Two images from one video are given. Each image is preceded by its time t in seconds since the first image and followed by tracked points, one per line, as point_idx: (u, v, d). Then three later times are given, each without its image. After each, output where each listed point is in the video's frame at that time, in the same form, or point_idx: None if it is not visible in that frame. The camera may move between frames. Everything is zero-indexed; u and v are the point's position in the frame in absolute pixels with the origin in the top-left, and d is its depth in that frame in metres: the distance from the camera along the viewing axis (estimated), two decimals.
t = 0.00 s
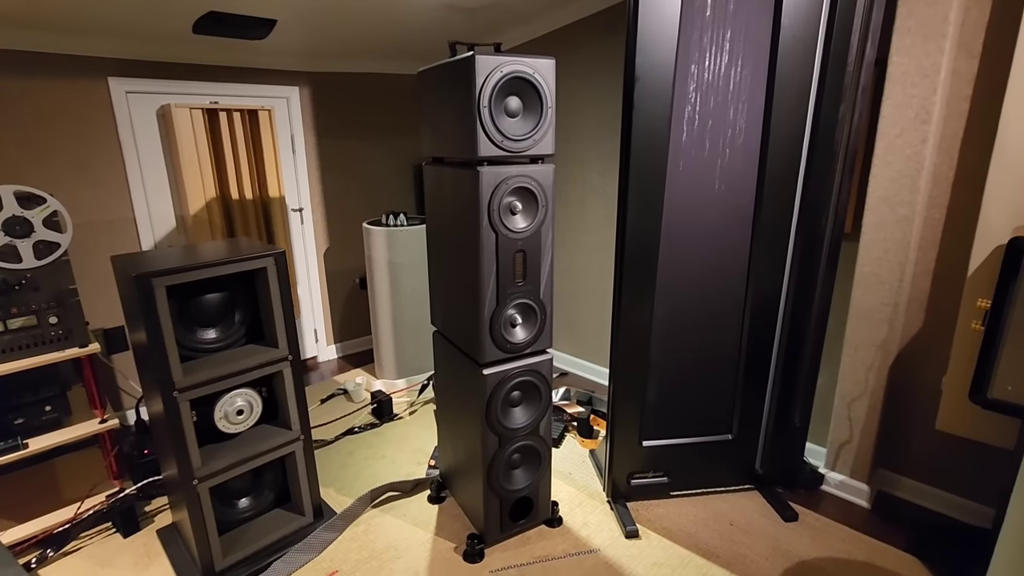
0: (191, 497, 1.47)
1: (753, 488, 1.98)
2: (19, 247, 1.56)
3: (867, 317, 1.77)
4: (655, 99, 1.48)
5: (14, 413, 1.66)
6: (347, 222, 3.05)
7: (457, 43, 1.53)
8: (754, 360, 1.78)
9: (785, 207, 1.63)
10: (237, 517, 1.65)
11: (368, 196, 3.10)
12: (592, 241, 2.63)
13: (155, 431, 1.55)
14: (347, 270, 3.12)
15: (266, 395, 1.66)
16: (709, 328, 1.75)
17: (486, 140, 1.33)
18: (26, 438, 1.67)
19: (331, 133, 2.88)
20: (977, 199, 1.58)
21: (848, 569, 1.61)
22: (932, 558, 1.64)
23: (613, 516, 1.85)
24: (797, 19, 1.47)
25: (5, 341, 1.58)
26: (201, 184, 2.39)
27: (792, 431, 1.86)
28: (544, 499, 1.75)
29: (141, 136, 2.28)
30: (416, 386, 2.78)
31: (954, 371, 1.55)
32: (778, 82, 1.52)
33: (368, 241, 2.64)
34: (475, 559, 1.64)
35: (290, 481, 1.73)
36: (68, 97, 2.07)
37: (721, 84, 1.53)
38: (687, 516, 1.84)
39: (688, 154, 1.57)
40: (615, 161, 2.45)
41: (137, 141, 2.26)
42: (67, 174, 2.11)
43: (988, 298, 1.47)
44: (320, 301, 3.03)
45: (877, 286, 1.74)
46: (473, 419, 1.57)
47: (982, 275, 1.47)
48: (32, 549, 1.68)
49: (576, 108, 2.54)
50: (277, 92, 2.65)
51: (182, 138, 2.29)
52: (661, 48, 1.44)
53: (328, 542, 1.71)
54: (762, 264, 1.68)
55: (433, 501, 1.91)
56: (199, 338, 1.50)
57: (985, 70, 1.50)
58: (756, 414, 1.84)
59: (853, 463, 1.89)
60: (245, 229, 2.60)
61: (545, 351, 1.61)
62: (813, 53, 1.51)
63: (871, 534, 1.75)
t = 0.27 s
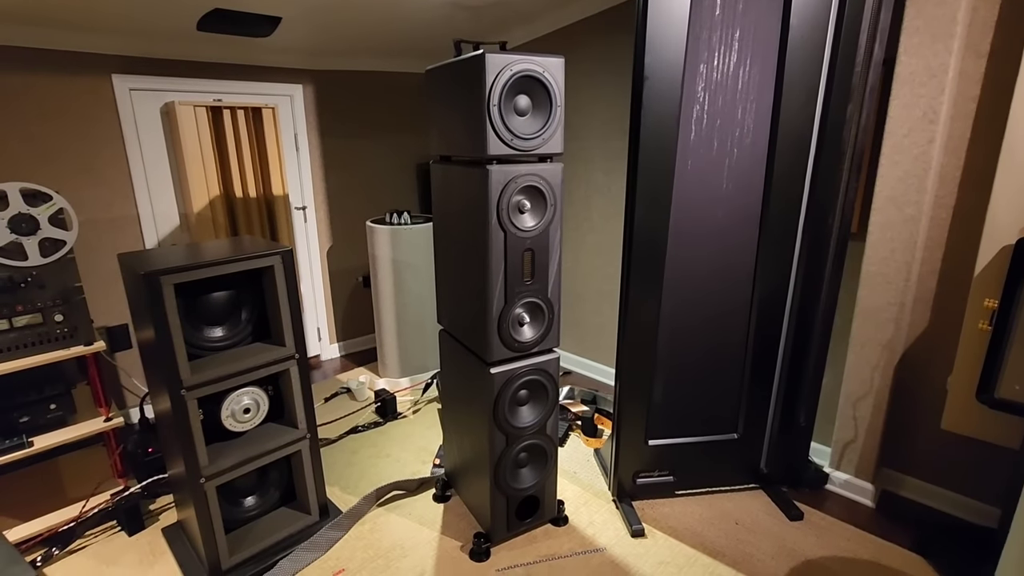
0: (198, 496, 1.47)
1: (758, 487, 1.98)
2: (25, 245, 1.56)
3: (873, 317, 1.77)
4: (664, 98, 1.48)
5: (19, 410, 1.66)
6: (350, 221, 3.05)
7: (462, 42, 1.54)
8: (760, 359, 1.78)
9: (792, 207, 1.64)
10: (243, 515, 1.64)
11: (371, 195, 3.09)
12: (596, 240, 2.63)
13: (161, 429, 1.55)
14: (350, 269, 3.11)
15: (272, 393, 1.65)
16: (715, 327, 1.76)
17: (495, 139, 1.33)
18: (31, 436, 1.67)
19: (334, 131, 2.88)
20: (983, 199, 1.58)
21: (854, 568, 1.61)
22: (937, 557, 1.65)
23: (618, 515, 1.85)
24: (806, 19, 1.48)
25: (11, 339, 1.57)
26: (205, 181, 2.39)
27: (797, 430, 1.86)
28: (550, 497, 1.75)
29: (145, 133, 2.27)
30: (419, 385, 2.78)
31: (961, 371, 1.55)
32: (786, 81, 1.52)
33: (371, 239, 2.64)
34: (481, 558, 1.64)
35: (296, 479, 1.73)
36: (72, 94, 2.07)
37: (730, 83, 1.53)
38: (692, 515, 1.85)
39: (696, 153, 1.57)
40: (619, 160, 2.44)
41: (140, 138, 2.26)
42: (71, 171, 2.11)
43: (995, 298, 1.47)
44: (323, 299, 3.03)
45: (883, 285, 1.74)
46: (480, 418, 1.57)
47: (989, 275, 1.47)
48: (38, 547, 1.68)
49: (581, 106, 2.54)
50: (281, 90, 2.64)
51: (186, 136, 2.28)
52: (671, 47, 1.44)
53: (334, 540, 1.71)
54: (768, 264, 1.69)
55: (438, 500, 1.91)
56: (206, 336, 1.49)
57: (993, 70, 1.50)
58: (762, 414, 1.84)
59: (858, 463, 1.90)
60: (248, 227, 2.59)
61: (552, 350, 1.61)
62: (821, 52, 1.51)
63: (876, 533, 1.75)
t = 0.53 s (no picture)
0: (195, 496, 1.45)
1: (757, 488, 1.98)
2: (19, 242, 1.54)
3: (873, 317, 1.77)
4: (666, 96, 1.47)
5: (14, 410, 1.64)
6: (347, 220, 3.03)
7: (462, 39, 1.54)
8: (760, 359, 1.78)
9: (793, 206, 1.63)
10: (240, 516, 1.63)
11: (369, 193, 3.07)
12: (595, 239, 2.62)
13: (157, 429, 1.53)
14: (347, 268, 3.10)
15: (270, 393, 1.64)
16: (716, 327, 1.75)
17: (497, 137, 1.31)
18: (25, 435, 1.65)
19: (332, 129, 2.86)
20: (984, 199, 1.58)
21: (854, 569, 1.61)
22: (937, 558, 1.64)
23: (618, 515, 1.84)
24: (809, 18, 1.47)
25: (4, 337, 1.56)
26: (202, 179, 2.36)
27: (797, 430, 1.86)
28: (550, 498, 1.74)
29: (141, 130, 2.24)
30: (417, 384, 2.77)
31: (961, 372, 1.55)
32: (788, 81, 1.52)
33: (370, 238, 2.62)
34: (481, 559, 1.63)
35: (293, 479, 1.72)
36: (67, 90, 2.04)
37: (732, 82, 1.52)
38: (692, 515, 1.84)
39: (697, 152, 1.56)
40: (619, 159, 2.43)
41: (137, 135, 2.23)
42: (66, 168, 2.09)
43: (996, 298, 1.47)
44: (320, 298, 3.01)
45: (884, 286, 1.74)
46: (480, 418, 1.56)
47: (991, 275, 1.47)
48: (32, 548, 1.67)
49: (581, 105, 2.52)
50: (279, 87, 2.62)
51: (183, 133, 2.26)
52: (673, 46, 1.43)
53: (332, 541, 1.70)
54: (769, 264, 1.68)
55: (437, 500, 1.90)
56: (203, 335, 1.48)
57: (995, 70, 1.49)
58: (762, 414, 1.84)
59: (858, 463, 1.89)
60: (245, 225, 2.57)
61: (552, 349, 1.60)
62: (824, 51, 1.50)
63: (876, 534, 1.75)
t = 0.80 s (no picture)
0: (186, 498, 1.44)
1: (752, 488, 1.98)
2: (7, 241, 1.51)
3: (868, 317, 1.77)
4: (662, 96, 1.46)
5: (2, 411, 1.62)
6: (341, 218, 3.01)
7: (457, 36, 1.53)
8: (755, 359, 1.78)
9: (789, 206, 1.63)
10: (232, 518, 1.61)
11: (362, 192, 3.05)
12: (590, 238, 2.61)
13: (147, 431, 1.51)
14: (341, 267, 3.08)
15: (262, 394, 1.62)
16: (711, 327, 1.75)
17: (492, 135, 1.30)
18: (13, 437, 1.63)
19: (326, 127, 2.84)
20: (978, 199, 1.58)
21: (849, 569, 1.61)
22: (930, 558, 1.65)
23: (613, 516, 1.83)
24: (805, 17, 1.47)
25: None
26: (193, 177, 2.34)
27: (792, 430, 1.85)
28: (544, 499, 1.73)
29: (132, 127, 2.22)
30: (411, 384, 2.75)
31: (955, 372, 1.55)
32: (784, 80, 1.52)
33: (364, 237, 2.60)
34: (475, 560, 1.62)
35: (285, 481, 1.70)
36: (55, 86, 2.01)
37: (728, 81, 1.52)
38: (687, 516, 1.84)
39: (693, 152, 1.56)
40: (614, 158, 2.43)
41: (127, 132, 2.21)
42: (55, 165, 2.06)
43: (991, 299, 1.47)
44: (314, 298, 2.99)
45: (878, 286, 1.74)
46: (474, 419, 1.55)
47: (985, 276, 1.47)
48: (20, 551, 1.63)
49: (576, 104, 2.51)
50: (272, 85, 2.60)
51: (174, 131, 2.23)
52: (669, 45, 1.43)
53: (325, 543, 1.68)
54: (765, 264, 1.68)
55: (431, 502, 1.88)
56: (194, 335, 1.46)
57: (989, 71, 1.49)
58: (756, 414, 1.84)
59: (852, 463, 1.90)
60: (238, 224, 2.54)
61: (547, 350, 1.59)
62: (820, 51, 1.50)
63: (870, 534, 1.75)
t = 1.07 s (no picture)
0: (183, 499, 1.43)
1: (747, 484, 1.99)
2: None
3: (862, 314, 1.78)
4: (659, 95, 1.47)
5: None
6: (336, 218, 2.99)
7: (453, 35, 1.52)
8: (751, 356, 1.79)
9: (784, 205, 1.64)
10: (229, 518, 1.61)
11: (357, 191, 3.04)
12: (586, 237, 2.62)
13: (144, 430, 1.50)
14: (336, 266, 3.06)
15: (258, 393, 1.61)
16: (708, 325, 1.76)
17: (490, 134, 1.30)
18: (6, 439, 1.61)
19: (320, 126, 2.82)
20: (970, 198, 1.60)
21: (843, 564, 1.63)
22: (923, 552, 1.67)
23: (610, 513, 1.84)
24: (800, 17, 1.48)
25: None
26: (187, 175, 2.31)
27: (786, 428, 1.87)
28: (543, 497, 1.73)
29: (124, 125, 2.20)
30: (408, 383, 2.75)
31: (947, 368, 1.57)
32: (780, 79, 1.53)
33: (359, 236, 2.59)
34: (473, 558, 1.63)
35: (283, 480, 1.70)
36: (46, 84, 1.99)
37: (724, 80, 1.53)
38: (684, 512, 1.85)
39: (690, 150, 1.56)
40: (610, 157, 2.43)
41: (119, 130, 2.18)
42: (46, 164, 2.04)
43: (982, 296, 1.49)
44: (309, 297, 2.98)
45: (872, 284, 1.75)
46: (473, 417, 1.55)
47: (977, 274, 1.49)
48: (13, 554, 1.63)
49: (572, 103, 2.52)
50: (266, 83, 2.58)
51: (168, 129, 2.21)
52: (667, 43, 1.43)
53: (322, 542, 1.68)
54: (761, 262, 1.69)
55: (428, 500, 1.88)
56: (191, 335, 1.45)
57: (981, 71, 1.51)
58: (752, 411, 1.85)
59: (846, 459, 1.91)
60: (232, 222, 2.52)
61: (545, 348, 1.60)
62: (815, 50, 1.51)
63: (863, 528, 1.77)
